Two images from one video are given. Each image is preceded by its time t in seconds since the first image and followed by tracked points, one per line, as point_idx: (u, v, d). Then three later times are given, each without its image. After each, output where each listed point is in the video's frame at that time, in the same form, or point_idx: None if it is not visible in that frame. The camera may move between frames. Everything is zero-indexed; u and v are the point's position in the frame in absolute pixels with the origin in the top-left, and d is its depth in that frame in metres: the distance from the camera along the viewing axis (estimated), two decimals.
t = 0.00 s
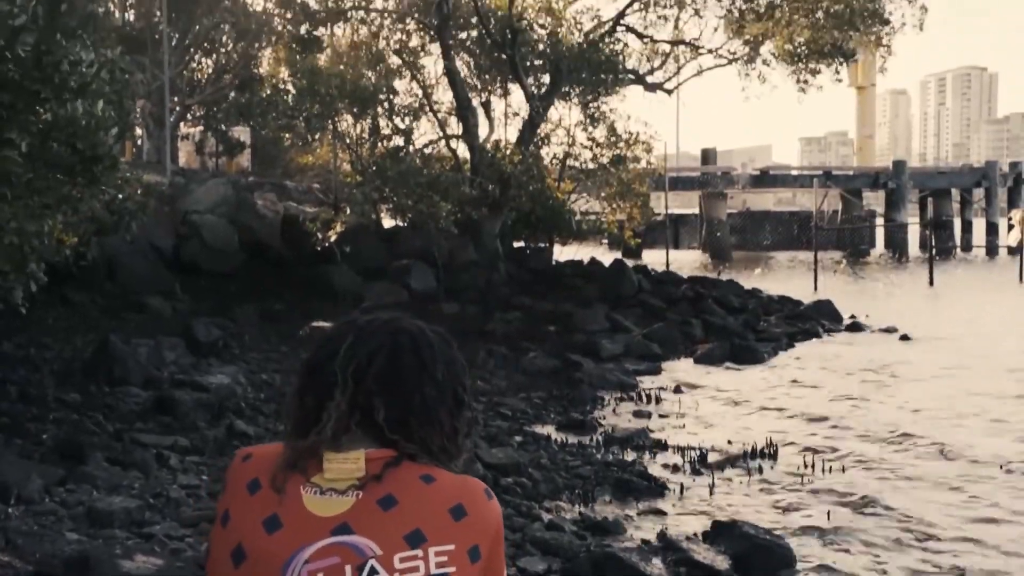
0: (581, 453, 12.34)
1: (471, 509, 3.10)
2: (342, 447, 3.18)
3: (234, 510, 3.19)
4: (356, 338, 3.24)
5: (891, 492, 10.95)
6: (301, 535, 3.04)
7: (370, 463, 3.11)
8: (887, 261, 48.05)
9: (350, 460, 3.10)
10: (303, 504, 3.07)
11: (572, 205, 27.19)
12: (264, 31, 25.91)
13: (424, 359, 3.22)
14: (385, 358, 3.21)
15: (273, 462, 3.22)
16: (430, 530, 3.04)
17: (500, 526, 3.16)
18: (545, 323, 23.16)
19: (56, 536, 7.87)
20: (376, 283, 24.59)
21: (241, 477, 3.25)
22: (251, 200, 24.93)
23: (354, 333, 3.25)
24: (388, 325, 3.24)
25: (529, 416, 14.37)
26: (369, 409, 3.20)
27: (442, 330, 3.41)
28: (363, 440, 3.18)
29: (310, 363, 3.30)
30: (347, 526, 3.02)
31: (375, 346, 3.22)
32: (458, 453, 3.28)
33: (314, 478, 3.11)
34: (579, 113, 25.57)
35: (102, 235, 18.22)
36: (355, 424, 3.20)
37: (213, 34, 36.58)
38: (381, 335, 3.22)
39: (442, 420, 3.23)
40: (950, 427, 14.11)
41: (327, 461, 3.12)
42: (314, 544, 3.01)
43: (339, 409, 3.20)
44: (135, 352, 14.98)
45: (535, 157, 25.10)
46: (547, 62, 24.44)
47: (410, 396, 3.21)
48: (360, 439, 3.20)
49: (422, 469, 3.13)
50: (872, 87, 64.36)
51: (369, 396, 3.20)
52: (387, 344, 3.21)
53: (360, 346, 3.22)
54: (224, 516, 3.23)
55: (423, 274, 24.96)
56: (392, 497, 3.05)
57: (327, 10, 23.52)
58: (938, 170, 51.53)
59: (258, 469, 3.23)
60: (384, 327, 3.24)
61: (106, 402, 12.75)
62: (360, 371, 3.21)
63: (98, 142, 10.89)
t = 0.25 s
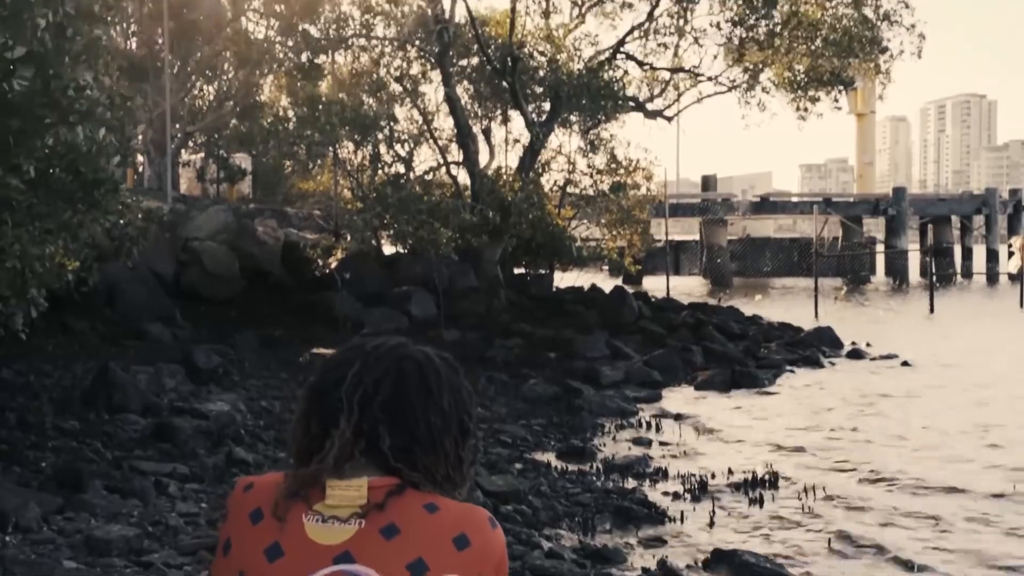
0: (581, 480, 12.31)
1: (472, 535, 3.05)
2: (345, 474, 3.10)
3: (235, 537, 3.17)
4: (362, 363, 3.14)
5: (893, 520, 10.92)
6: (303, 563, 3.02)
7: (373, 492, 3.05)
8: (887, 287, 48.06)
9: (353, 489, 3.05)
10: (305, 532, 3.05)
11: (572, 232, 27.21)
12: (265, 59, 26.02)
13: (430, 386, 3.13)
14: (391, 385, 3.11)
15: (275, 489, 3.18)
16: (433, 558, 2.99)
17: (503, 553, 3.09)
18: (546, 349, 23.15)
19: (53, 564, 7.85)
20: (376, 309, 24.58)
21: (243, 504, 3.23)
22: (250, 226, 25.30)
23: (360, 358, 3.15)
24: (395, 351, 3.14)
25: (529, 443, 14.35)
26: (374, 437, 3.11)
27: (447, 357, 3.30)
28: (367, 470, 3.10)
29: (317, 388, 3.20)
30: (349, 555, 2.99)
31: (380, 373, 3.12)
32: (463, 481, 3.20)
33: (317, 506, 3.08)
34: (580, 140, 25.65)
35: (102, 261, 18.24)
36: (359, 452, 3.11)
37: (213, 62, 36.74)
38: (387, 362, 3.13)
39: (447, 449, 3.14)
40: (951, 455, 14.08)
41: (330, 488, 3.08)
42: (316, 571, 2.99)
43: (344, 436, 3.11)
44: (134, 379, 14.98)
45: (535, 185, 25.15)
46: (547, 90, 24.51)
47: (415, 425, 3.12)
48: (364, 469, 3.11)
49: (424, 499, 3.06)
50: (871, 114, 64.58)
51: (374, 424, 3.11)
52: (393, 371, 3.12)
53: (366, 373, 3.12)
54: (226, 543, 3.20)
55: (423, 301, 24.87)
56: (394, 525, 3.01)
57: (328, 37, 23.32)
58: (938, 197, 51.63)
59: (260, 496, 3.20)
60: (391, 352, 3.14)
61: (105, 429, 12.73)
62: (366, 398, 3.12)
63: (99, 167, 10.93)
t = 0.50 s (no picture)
0: (581, 508, 12.27)
1: None
2: (347, 508, 2.98)
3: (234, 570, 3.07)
4: (365, 391, 2.98)
5: (894, 550, 10.87)
6: None
7: (374, 529, 2.93)
8: (888, 314, 48.06)
9: (354, 524, 2.94)
10: (305, 570, 2.95)
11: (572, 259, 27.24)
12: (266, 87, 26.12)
13: (435, 417, 2.97)
14: (395, 415, 2.96)
15: (275, 523, 3.09)
16: None
17: None
18: (546, 377, 23.12)
19: None
20: (376, 336, 24.58)
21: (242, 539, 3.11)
22: (251, 254, 25.21)
23: (363, 385, 2.99)
24: (399, 379, 2.98)
25: (529, 471, 14.31)
26: (376, 470, 2.97)
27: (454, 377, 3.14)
28: (367, 502, 2.97)
29: (318, 414, 3.05)
30: None
31: (383, 402, 2.96)
32: (468, 514, 3.07)
33: (317, 541, 2.98)
34: (580, 167, 25.78)
35: (102, 289, 18.26)
36: (361, 484, 2.98)
37: (215, 90, 36.91)
38: (391, 393, 2.96)
39: (451, 482, 3.00)
40: (953, 484, 14.03)
41: (330, 524, 2.97)
42: None
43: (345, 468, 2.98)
44: (133, 406, 14.96)
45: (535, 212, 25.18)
46: (547, 117, 24.56)
47: (420, 457, 2.97)
48: (364, 502, 2.98)
49: (426, 536, 2.93)
50: (870, 141, 64.76)
51: (376, 456, 2.97)
52: (397, 400, 2.96)
53: (369, 403, 2.96)
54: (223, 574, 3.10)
55: (423, 328, 24.84)
56: (396, 566, 2.88)
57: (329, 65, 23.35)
58: (938, 224, 51.68)
59: (259, 530, 3.10)
60: (395, 380, 2.98)
61: (104, 457, 12.70)
62: (368, 429, 2.97)
63: (99, 192, 10.95)
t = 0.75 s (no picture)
0: (582, 536, 12.25)
1: None
2: (351, 540, 3.03)
3: None
4: (371, 421, 3.02)
5: None
6: None
7: (378, 565, 3.00)
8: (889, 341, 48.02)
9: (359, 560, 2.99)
10: None
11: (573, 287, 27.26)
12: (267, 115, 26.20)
13: (439, 448, 3.02)
14: (400, 446, 3.01)
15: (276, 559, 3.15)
16: None
17: None
18: (546, 404, 23.09)
19: None
20: (377, 363, 24.57)
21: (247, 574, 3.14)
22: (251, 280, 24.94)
23: (367, 415, 3.03)
24: (404, 410, 3.03)
25: (529, 498, 14.29)
26: (380, 501, 3.01)
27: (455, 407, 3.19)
28: (371, 534, 3.03)
29: (322, 442, 3.08)
30: None
31: (388, 433, 3.01)
32: (470, 545, 3.13)
33: None
34: (581, 195, 25.84)
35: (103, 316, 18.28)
36: (364, 515, 3.02)
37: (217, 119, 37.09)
38: (396, 424, 3.01)
39: (453, 514, 3.05)
40: (954, 511, 14.00)
41: (335, 558, 3.02)
42: None
43: (349, 498, 3.01)
44: (133, 434, 14.96)
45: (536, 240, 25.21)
46: (547, 145, 24.56)
47: (422, 489, 3.01)
48: (369, 534, 3.03)
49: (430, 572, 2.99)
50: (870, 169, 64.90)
51: (380, 486, 3.00)
52: (402, 432, 3.01)
53: (374, 434, 3.00)
54: None
55: (423, 355, 24.83)
56: None
57: (330, 92, 23.40)
58: (939, 251, 51.70)
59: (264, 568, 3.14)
60: (400, 411, 3.03)
61: (103, 485, 12.69)
62: (373, 459, 3.01)
63: (100, 220, 11.03)
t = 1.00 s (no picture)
0: (582, 569, 12.16)
1: None
2: None
3: None
4: (375, 458, 2.87)
5: None
6: None
7: None
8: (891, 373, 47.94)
9: None
10: None
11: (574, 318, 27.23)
12: (269, 147, 26.31)
13: (447, 487, 2.85)
14: (405, 485, 2.85)
15: None
16: None
17: None
18: (547, 436, 23.01)
19: None
20: (378, 395, 24.52)
21: None
22: (251, 312, 25.01)
23: (372, 452, 2.88)
24: (409, 446, 2.87)
25: (529, 531, 14.20)
26: (384, 542, 2.84)
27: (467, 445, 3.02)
28: None
29: (325, 480, 2.92)
30: None
31: (393, 470, 2.85)
32: None
33: None
34: (581, 227, 25.89)
35: (102, 348, 18.26)
36: (367, 559, 2.84)
37: (218, 151, 37.21)
38: (402, 462, 2.85)
39: (458, 557, 2.86)
40: (957, 544, 13.91)
41: None
42: None
43: (353, 539, 2.85)
44: (132, 467, 14.90)
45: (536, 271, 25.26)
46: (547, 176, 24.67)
47: (427, 530, 2.84)
48: None
49: None
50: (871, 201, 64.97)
51: (383, 527, 2.84)
52: (407, 470, 2.85)
53: (379, 472, 2.85)
54: None
55: (424, 387, 24.72)
56: None
57: (331, 125, 23.45)
58: (940, 283, 51.66)
59: None
60: (406, 448, 2.86)
61: (100, 517, 12.63)
62: (377, 498, 2.85)
63: (100, 252, 11.21)
